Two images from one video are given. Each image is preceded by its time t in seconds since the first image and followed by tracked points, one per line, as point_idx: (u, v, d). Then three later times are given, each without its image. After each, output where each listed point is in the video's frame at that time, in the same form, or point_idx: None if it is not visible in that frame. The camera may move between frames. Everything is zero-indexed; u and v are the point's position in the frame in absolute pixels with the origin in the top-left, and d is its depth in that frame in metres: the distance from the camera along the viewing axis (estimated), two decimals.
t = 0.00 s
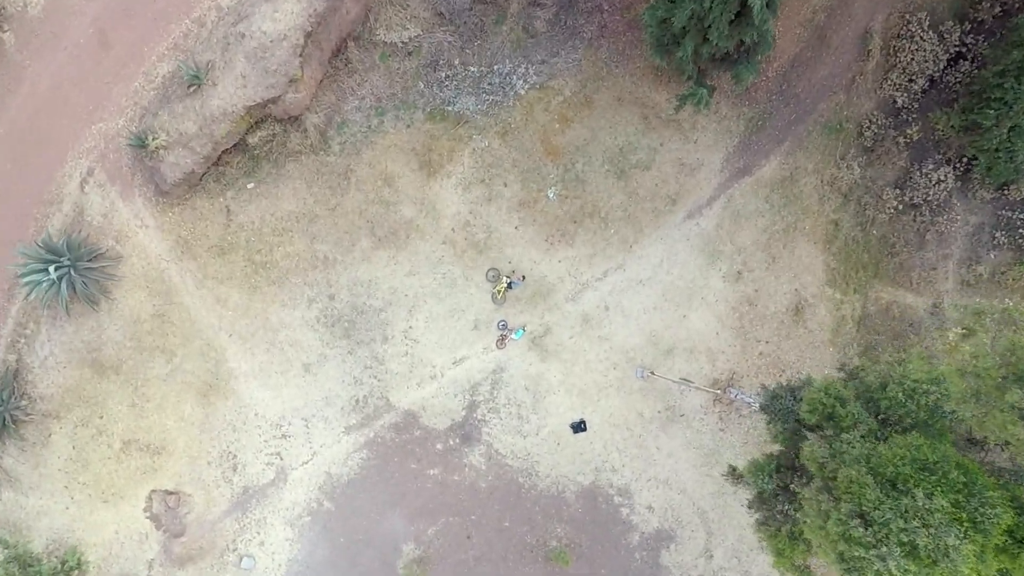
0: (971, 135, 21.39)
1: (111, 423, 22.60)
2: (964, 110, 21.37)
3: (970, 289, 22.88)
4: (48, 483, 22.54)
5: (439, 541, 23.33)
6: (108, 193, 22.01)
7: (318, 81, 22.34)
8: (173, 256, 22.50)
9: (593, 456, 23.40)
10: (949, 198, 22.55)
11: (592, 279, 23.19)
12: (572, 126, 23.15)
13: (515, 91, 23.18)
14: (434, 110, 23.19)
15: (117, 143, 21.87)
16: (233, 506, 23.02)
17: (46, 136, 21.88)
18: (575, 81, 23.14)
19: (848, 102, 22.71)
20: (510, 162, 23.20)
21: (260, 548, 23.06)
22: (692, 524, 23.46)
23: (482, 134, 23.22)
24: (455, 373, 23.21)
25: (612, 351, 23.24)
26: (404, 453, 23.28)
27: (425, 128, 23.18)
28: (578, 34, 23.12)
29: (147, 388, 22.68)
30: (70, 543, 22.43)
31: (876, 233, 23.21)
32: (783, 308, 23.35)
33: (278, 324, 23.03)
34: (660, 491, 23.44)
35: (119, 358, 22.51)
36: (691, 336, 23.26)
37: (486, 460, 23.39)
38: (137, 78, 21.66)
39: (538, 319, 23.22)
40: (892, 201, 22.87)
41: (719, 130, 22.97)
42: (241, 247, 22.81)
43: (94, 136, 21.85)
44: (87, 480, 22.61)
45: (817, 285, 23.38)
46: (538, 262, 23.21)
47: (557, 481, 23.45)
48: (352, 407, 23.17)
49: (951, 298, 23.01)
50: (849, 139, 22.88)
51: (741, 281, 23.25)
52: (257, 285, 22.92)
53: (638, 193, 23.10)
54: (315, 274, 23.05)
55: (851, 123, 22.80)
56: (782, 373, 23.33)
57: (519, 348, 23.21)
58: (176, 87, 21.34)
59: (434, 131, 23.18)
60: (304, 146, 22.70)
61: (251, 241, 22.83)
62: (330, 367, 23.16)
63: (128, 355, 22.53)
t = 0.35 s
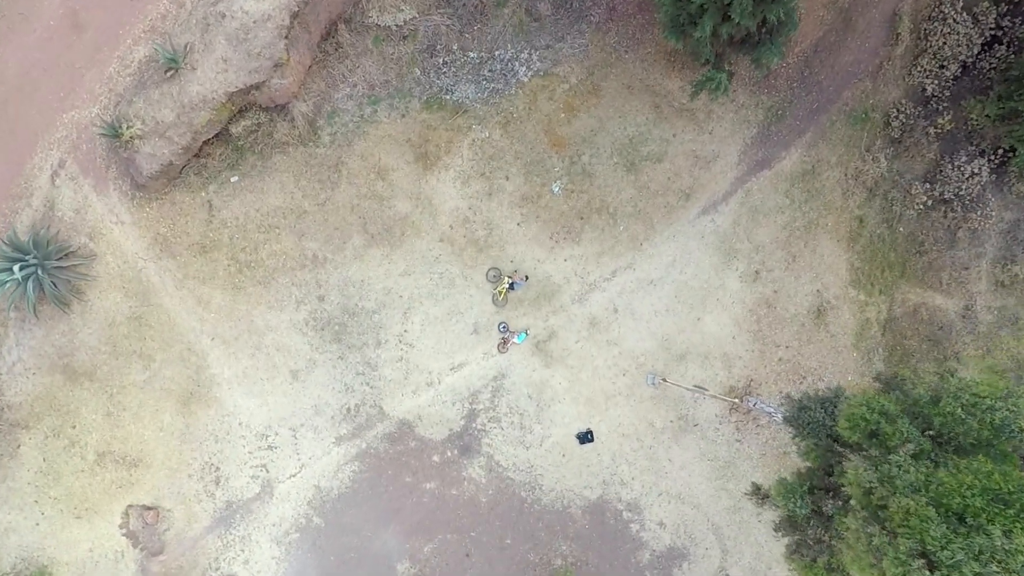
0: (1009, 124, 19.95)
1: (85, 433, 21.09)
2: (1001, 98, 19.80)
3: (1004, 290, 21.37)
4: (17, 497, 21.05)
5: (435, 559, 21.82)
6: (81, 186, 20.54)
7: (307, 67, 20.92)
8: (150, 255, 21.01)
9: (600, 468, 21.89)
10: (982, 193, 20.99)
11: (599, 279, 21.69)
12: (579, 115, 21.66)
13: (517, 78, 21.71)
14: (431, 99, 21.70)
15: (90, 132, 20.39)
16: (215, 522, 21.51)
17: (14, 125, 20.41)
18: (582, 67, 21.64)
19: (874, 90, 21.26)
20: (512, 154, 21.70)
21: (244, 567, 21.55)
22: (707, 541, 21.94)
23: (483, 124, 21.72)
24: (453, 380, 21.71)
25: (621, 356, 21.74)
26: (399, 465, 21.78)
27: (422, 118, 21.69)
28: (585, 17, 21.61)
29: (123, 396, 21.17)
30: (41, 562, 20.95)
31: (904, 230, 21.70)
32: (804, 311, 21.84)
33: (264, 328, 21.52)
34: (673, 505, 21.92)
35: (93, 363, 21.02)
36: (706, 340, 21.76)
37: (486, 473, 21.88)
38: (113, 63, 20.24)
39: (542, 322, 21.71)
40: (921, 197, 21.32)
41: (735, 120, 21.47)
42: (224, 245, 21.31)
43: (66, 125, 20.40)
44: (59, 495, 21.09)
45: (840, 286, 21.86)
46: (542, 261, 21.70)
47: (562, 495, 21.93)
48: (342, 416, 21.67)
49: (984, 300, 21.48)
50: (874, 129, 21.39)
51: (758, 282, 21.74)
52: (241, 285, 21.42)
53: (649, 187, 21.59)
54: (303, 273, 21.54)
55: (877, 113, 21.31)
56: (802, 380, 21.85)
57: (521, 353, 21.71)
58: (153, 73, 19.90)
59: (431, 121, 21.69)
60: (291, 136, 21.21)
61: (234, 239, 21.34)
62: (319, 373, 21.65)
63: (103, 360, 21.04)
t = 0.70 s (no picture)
0: None
1: (50, 447, 19.56)
2: None
3: None
4: None
5: None
6: (45, 180, 19.13)
7: (289, 52, 19.32)
8: (121, 254, 19.50)
9: (606, 485, 20.35)
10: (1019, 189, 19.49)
11: (605, 281, 20.15)
12: (583, 105, 20.12)
13: (517, 65, 20.15)
14: (424, 87, 20.14)
15: (55, 122, 19.00)
16: (191, 543, 19.97)
17: None
18: (587, 53, 20.11)
19: (902, 77, 19.72)
20: (512, 147, 20.16)
21: None
22: (721, 563, 20.41)
23: (480, 115, 20.17)
24: (448, 390, 20.18)
25: (628, 364, 20.21)
26: (390, 481, 20.25)
27: (414, 107, 20.13)
28: None
29: (91, 407, 19.63)
30: None
31: (933, 229, 20.16)
32: (825, 316, 20.32)
33: (244, 333, 19.98)
34: (684, 525, 20.38)
35: (59, 373, 19.50)
36: (720, 346, 20.23)
37: (483, 490, 20.34)
38: (79, 47, 18.91)
39: (544, 327, 20.17)
40: (952, 192, 19.80)
41: (751, 109, 19.96)
42: (201, 244, 19.77)
43: (28, 114, 19.00)
44: (23, 514, 19.58)
45: (864, 288, 20.34)
46: (544, 262, 20.17)
47: (566, 513, 20.39)
48: (329, 429, 20.13)
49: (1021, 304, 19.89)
50: (902, 120, 19.84)
51: (776, 284, 20.21)
52: (219, 288, 19.88)
53: (658, 182, 20.06)
54: (286, 275, 20.00)
55: (906, 102, 19.76)
56: (823, 390, 20.33)
57: (521, 361, 20.17)
58: (120, 57, 18.67)
59: (424, 111, 20.14)
60: (273, 127, 19.62)
61: (212, 238, 19.80)
62: (304, 382, 20.12)
63: (69, 369, 19.52)
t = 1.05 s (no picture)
0: None
1: (8, 466, 18.01)
2: None
3: None
4: None
5: None
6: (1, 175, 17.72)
7: (268, 36, 17.75)
8: (85, 257, 17.97)
9: (614, 506, 18.77)
10: None
11: (612, 285, 18.57)
12: (588, 94, 18.53)
13: (516, 51, 18.55)
14: (416, 75, 18.55)
15: (10, 112, 17.51)
16: (163, 570, 18.40)
17: None
18: (591, 38, 18.51)
19: (935, 64, 18.13)
20: (511, 140, 18.57)
21: None
22: None
23: (476, 105, 18.58)
24: (442, 404, 18.59)
25: (637, 375, 18.63)
26: (378, 503, 18.66)
27: (405, 97, 18.54)
28: None
29: (52, 423, 18.06)
30: None
31: (967, 229, 18.58)
32: (850, 323, 18.74)
33: (219, 343, 18.38)
34: (698, 549, 18.81)
35: (17, 386, 17.95)
36: (736, 356, 18.65)
37: (480, 512, 18.75)
38: (35, 30, 17.47)
39: (545, 336, 18.59)
40: (989, 189, 18.24)
41: (770, 99, 18.39)
42: (172, 246, 18.18)
43: None
44: None
45: (892, 293, 18.76)
46: (545, 264, 18.58)
47: (569, 537, 18.80)
48: (313, 446, 18.55)
49: None
50: (935, 111, 18.26)
51: (797, 288, 18.63)
52: (192, 293, 18.28)
53: (670, 178, 18.47)
54: (265, 279, 18.40)
55: (939, 91, 18.18)
56: (848, 403, 18.77)
57: (520, 372, 18.59)
58: (79, 40, 17.14)
59: (415, 101, 18.55)
60: (250, 118, 18.03)
61: (184, 239, 18.20)
62: (285, 396, 18.52)
63: (28, 382, 17.96)
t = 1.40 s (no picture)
0: None
1: None
2: None
3: None
4: None
5: None
6: None
7: (245, 18, 16.23)
8: (45, 259, 16.49)
9: (622, 532, 17.22)
10: None
11: (621, 291, 17.03)
12: (594, 83, 17.00)
13: (517, 36, 17.01)
14: (407, 62, 17.00)
15: None
16: None
17: None
18: (598, 21, 16.98)
19: (974, 49, 16.59)
20: (511, 132, 17.03)
21: None
22: None
23: (472, 94, 17.04)
24: (435, 420, 17.06)
25: (648, 389, 17.10)
26: (366, 528, 17.12)
27: (395, 86, 17.00)
28: None
29: (10, 440, 16.56)
30: None
31: (1008, 230, 16.99)
32: (880, 332, 17.20)
33: (193, 353, 16.84)
34: None
35: None
36: (756, 368, 17.11)
37: (476, 538, 17.20)
38: None
39: (548, 346, 17.05)
40: None
41: (793, 88, 16.86)
42: (141, 248, 16.64)
43: None
44: None
45: (926, 300, 17.20)
46: (548, 268, 17.04)
47: (574, 565, 17.24)
48: (295, 466, 17.01)
49: None
50: (974, 100, 16.69)
51: (823, 295, 17.08)
52: (162, 299, 16.74)
53: (684, 174, 16.94)
54: (243, 284, 16.86)
55: (979, 79, 16.62)
56: (877, 419, 17.23)
57: (521, 386, 17.05)
58: (32, 20, 15.73)
59: (406, 89, 17.01)
60: (226, 108, 16.50)
61: (154, 240, 16.67)
62: (264, 412, 16.98)
63: None
